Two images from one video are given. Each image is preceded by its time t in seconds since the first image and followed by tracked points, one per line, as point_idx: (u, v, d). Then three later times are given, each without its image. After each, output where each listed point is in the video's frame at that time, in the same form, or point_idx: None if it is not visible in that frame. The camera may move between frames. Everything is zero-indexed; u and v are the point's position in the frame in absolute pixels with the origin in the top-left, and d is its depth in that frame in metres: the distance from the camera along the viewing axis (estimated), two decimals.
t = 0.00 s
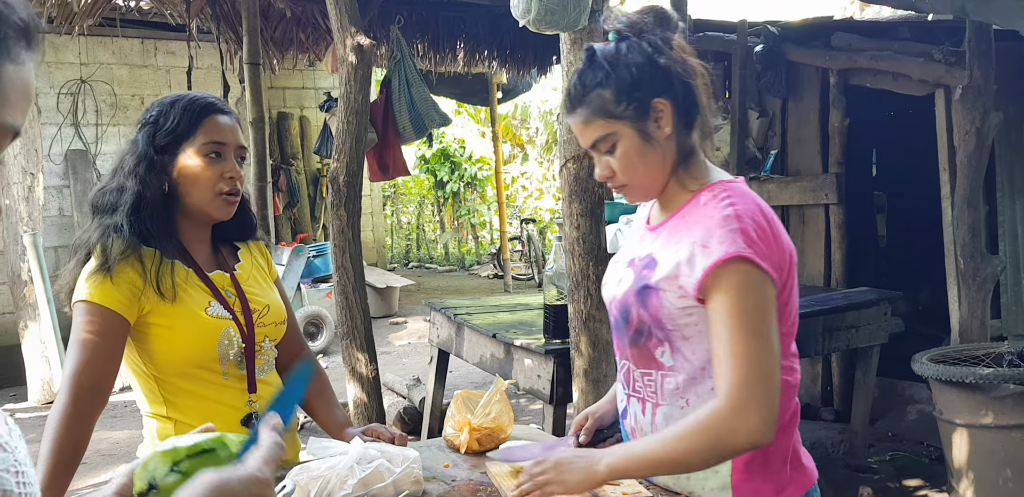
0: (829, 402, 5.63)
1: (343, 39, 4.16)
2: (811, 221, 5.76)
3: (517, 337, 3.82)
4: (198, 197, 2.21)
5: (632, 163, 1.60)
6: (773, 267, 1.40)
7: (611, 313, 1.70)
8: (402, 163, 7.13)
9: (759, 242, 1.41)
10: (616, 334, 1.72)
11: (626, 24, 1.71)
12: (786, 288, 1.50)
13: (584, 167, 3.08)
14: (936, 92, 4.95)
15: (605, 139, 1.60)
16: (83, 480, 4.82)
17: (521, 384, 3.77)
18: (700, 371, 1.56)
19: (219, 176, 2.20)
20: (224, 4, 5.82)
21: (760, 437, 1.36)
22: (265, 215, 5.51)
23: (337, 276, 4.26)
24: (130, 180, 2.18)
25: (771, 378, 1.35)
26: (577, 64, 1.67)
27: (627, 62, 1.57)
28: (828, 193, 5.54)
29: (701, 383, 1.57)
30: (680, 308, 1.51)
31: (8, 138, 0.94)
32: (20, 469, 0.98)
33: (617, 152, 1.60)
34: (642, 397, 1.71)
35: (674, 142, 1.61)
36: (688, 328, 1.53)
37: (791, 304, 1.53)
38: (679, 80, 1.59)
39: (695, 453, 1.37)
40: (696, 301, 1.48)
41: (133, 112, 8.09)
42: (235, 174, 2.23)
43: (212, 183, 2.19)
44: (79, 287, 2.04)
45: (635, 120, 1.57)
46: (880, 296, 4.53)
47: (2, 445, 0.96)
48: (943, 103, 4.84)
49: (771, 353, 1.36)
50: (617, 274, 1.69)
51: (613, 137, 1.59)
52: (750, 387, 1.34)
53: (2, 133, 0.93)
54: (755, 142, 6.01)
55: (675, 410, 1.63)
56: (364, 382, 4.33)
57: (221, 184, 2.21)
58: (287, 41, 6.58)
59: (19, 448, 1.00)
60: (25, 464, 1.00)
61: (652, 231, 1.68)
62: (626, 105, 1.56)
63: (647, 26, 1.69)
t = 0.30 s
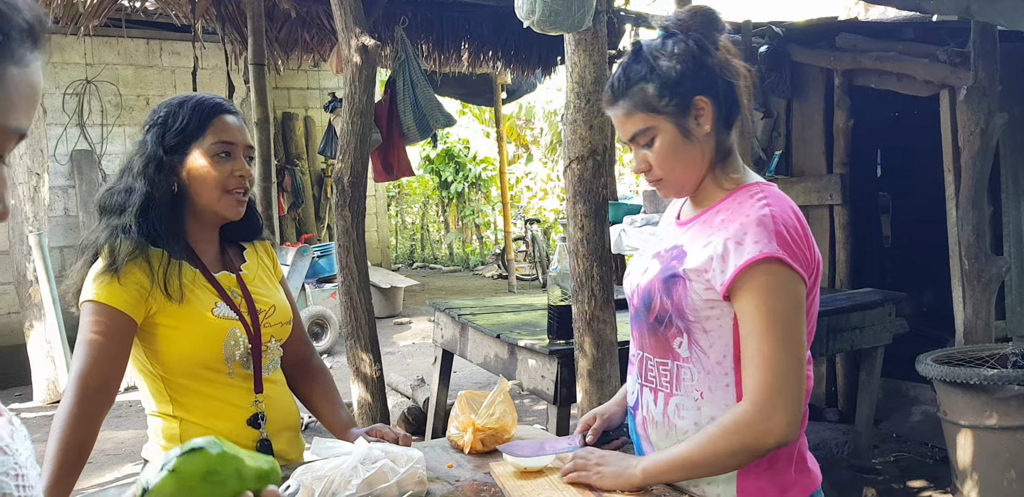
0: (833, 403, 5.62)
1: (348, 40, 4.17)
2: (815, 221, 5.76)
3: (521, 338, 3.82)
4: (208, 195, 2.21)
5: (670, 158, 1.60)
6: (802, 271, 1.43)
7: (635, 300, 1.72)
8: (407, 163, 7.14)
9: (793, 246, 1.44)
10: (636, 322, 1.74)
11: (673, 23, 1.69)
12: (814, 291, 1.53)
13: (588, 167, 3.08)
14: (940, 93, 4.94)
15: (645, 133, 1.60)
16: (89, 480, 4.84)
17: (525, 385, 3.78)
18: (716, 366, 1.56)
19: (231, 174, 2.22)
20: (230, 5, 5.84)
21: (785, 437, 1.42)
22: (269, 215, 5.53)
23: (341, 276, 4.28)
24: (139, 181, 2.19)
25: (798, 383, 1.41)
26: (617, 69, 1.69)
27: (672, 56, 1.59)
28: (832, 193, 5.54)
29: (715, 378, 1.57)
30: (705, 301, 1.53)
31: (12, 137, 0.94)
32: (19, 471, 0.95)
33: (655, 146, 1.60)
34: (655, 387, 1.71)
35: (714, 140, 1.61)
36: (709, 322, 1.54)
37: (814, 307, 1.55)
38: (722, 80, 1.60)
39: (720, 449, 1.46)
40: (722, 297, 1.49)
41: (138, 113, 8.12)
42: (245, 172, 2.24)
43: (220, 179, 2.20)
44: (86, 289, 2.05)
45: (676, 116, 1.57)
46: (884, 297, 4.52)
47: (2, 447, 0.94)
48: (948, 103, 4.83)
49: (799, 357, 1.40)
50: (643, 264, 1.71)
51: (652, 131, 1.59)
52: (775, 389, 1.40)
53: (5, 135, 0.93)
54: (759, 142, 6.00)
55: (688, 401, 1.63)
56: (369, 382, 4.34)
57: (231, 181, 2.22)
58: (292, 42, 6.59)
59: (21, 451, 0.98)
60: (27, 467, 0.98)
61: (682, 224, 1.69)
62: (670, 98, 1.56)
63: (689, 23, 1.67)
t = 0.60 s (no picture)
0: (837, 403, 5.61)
1: (352, 40, 4.18)
2: (819, 222, 5.75)
3: (525, 338, 3.83)
4: (228, 193, 2.21)
5: (675, 147, 1.62)
6: (806, 271, 1.43)
7: (640, 299, 1.72)
8: (410, 163, 7.16)
9: (798, 246, 1.44)
10: (641, 321, 1.74)
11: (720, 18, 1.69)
12: (819, 292, 1.53)
13: (591, 167, 3.09)
14: (945, 93, 4.93)
15: (653, 116, 1.63)
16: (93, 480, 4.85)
17: (529, 385, 3.78)
18: (721, 367, 1.56)
19: (244, 164, 2.20)
20: (234, 5, 5.85)
21: (776, 435, 1.42)
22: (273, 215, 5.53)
23: (345, 276, 4.28)
24: (153, 196, 2.18)
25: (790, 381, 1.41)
26: (643, 55, 1.69)
27: (703, 43, 1.57)
28: (836, 194, 5.54)
29: (720, 379, 1.57)
30: (710, 300, 1.53)
31: (18, 140, 0.94)
32: (29, 473, 0.94)
33: (662, 131, 1.63)
34: (658, 388, 1.71)
35: (722, 142, 1.61)
36: (714, 322, 1.54)
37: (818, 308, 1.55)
38: (745, 84, 1.59)
39: (718, 449, 1.47)
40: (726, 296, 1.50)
41: (143, 112, 8.13)
42: (260, 161, 2.23)
43: (236, 178, 2.20)
44: (107, 283, 2.08)
45: (689, 109, 1.58)
46: (888, 297, 4.51)
47: (12, 449, 0.92)
48: (953, 103, 4.83)
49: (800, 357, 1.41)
50: (650, 263, 1.71)
51: (661, 115, 1.62)
52: (774, 389, 1.40)
53: (13, 137, 0.94)
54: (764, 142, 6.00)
55: (693, 402, 1.63)
56: (372, 382, 4.34)
57: (246, 173, 2.21)
58: (296, 42, 6.60)
59: (32, 452, 0.96)
60: (38, 468, 0.97)
61: (688, 225, 1.69)
62: (685, 88, 1.57)
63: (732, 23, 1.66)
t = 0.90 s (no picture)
0: (841, 403, 5.61)
1: (355, 40, 4.18)
2: (823, 222, 5.75)
3: (528, 338, 3.84)
4: (255, 201, 2.23)
5: (672, 135, 1.64)
6: (805, 278, 1.43)
7: (639, 305, 1.73)
8: (414, 164, 7.17)
9: (795, 254, 1.44)
10: (640, 327, 1.75)
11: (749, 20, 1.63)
12: (818, 295, 1.53)
13: (595, 168, 3.10)
14: (949, 94, 4.93)
15: (660, 101, 1.65)
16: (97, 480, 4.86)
17: (532, 385, 3.79)
18: (720, 372, 1.57)
19: (272, 175, 2.22)
20: (237, 6, 5.87)
21: (790, 446, 1.43)
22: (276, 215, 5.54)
23: (349, 277, 4.29)
24: (182, 207, 2.17)
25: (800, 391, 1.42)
26: (665, 40, 1.70)
27: (727, 38, 1.58)
28: (839, 194, 5.53)
29: (720, 384, 1.57)
30: (708, 309, 1.53)
31: (32, 137, 0.95)
32: (46, 471, 0.93)
33: (665, 117, 1.65)
34: (659, 393, 1.72)
35: (723, 142, 1.62)
36: (712, 329, 1.54)
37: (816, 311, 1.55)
38: (765, 90, 1.60)
39: (730, 460, 1.48)
40: (725, 305, 1.50)
41: (146, 113, 8.16)
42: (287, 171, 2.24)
43: (264, 186, 2.21)
44: (138, 292, 2.05)
45: (695, 100, 1.60)
46: (891, 298, 4.51)
47: (30, 447, 0.91)
48: (956, 104, 4.82)
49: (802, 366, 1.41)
50: (647, 268, 1.72)
51: (669, 102, 1.64)
52: (781, 399, 1.41)
53: (24, 134, 0.94)
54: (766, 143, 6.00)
55: (694, 407, 1.63)
56: (376, 382, 4.35)
57: (273, 182, 2.22)
58: (300, 42, 6.61)
59: (48, 451, 0.95)
60: (55, 468, 0.96)
61: (685, 229, 1.69)
62: (698, 78, 1.60)
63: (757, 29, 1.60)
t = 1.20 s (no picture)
0: (843, 402, 5.62)
1: (358, 39, 4.19)
2: (825, 221, 5.74)
3: (531, 337, 3.85)
4: (273, 207, 2.26)
5: (659, 132, 1.64)
6: (785, 279, 1.39)
7: (630, 309, 1.73)
8: (417, 163, 7.18)
9: (774, 254, 1.41)
10: (632, 331, 1.75)
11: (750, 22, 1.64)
12: (799, 304, 1.49)
13: (597, 167, 3.11)
14: (952, 93, 4.91)
15: (651, 95, 1.65)
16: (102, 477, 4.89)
17: (535, 383, 3.80)
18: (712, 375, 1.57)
19: (292, 182, 2.25)
20: (240, 5, 5.89)
21: (722, 442, 1.34)
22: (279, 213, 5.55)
23: (352, 275, 4.31)
24: (200, 209, 2.18)
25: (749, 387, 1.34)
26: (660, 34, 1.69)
27: (726, 39, 1.57)
28: (842, 193, 5.52)
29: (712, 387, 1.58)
30: (694, 313, 1.53)
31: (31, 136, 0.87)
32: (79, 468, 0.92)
33: (655, 113, 1.64)
34: (656, 395, 1.72)
35: (711, 143, 1.63)
36: (700, 334, 1.54)
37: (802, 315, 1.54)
38: (759, 96, 1.62)
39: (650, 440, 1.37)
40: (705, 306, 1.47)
41: (150, 111, 8.17)
42: (304, 179, 2.28)
43: (283, 192, 2.24)
44: (154, 292, 2.06)
45: (689, 98, 1.60)
46: (895, 297, 4.51)
47: (62, 444, 0.90)
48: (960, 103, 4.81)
49: (762, 362, 1.35)
50: (637, 270, 1.72)
51: (660, 97, 1.64)
52: (725, 390, 1.33)
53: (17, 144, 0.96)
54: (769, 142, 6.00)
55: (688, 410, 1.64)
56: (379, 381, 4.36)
57: (292, 189, 2.26)
58: (303, 41, 6.63)
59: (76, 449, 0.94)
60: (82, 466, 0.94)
61: (672, 233, 1.68)
62: (691, 77, 1.59)
63: (759, 33, 1.60)
